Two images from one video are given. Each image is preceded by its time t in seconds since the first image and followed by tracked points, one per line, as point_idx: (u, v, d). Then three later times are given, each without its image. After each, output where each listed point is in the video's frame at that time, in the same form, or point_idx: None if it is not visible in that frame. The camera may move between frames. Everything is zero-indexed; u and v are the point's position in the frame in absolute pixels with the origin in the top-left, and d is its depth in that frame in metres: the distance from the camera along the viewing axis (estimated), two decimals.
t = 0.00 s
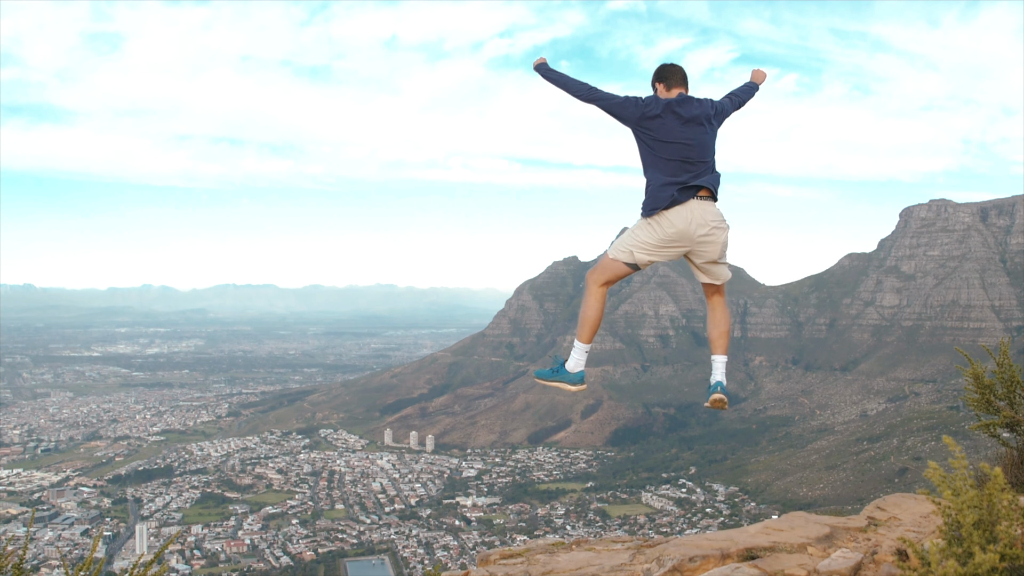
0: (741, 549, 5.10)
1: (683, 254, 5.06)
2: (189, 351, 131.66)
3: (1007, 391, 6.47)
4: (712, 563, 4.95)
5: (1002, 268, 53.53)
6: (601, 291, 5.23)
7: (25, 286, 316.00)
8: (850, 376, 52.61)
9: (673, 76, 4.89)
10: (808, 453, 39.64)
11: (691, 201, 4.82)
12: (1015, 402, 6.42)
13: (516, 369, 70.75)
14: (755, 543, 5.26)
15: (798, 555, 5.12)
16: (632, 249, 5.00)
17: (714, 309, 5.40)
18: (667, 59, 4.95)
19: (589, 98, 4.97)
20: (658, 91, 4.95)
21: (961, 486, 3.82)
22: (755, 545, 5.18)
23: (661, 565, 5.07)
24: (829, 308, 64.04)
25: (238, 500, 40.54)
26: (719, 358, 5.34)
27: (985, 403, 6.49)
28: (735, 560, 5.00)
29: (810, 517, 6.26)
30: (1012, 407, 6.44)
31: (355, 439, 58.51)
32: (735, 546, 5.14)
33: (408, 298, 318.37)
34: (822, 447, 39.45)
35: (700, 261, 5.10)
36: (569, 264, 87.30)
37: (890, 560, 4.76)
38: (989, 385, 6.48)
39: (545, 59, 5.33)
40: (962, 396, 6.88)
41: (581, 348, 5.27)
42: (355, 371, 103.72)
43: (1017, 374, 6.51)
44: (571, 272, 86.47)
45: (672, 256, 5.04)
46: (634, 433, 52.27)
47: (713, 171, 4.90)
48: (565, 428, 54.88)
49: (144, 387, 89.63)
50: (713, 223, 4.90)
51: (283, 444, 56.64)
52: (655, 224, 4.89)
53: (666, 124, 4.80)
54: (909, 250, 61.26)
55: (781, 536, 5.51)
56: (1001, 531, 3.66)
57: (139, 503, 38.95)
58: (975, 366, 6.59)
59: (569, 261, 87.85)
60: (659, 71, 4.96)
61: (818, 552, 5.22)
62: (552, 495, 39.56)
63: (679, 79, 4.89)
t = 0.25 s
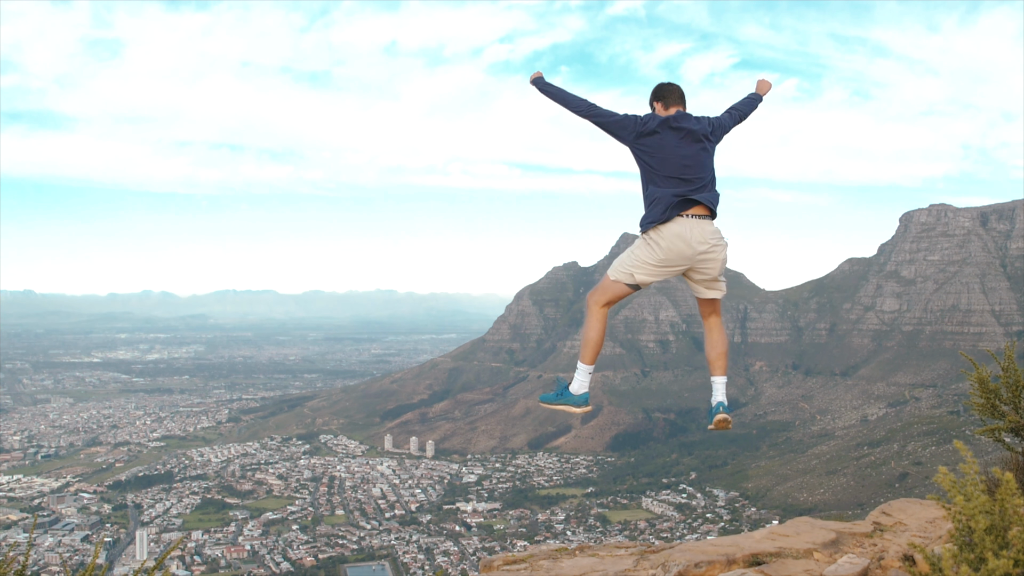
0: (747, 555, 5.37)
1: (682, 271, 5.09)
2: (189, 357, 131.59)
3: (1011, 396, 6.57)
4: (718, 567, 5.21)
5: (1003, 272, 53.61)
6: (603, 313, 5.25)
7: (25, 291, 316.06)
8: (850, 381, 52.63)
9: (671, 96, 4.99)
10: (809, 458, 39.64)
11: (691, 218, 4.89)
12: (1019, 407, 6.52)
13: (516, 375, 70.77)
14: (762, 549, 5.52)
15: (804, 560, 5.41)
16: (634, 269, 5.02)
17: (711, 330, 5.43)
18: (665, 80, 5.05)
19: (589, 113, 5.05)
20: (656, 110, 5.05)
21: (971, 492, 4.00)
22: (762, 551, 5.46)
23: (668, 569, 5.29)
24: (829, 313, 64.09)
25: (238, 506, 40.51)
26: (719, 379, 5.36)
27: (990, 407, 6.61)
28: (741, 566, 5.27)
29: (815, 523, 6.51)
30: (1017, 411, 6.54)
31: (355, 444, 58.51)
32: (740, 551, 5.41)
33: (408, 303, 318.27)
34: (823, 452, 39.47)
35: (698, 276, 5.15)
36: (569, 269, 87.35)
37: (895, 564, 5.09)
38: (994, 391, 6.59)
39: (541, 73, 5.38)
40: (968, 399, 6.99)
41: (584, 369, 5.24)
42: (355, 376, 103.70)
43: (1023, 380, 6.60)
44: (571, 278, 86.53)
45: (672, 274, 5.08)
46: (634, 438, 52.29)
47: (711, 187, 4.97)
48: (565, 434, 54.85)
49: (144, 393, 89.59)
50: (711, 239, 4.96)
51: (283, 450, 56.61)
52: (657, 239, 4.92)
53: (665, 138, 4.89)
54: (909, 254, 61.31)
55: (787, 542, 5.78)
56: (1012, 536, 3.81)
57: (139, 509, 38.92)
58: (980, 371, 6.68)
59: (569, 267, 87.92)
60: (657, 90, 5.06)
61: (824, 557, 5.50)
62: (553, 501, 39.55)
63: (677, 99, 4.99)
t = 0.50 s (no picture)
0: (753, 559, 5.52)
1: (681, 291, 5.16)
2: (189, 362, 131.55)
3: (1016, 399, 6.68)
4: (724, 571, 5.38)
5: (1003, 275, 53.69)
6: (606, 336, 5.30)
7: (25, 296, 316.13)
8: (851, 384, 52.66)
9: (669, 116, 5.14)
10: (809, 462, 39.67)
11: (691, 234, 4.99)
12: None
13: (516, 379, 70.80)
14: (768, 553, 5.67)
15: (811, 563, 5.56)
16: (635, 290, 5.09)
17: (708, 349, 5.47)
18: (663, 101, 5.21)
19: (589, 131, 5.16)
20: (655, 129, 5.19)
21: (981, 492, 4.12)
22: (767, 555, 5.61)
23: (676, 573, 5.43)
24: (829, 316, 64.15)
25: (239, 510, 40.53)
26: (717, 399, 5.40)
27: (995, 410, 6.72)
28: (746, 570, 5.43)
29: (821, 526, 6.66)
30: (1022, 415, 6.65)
31: (356, 449, 58.54)
32: (746, 555, 5.56)
33: (408, 307, 318.25)
34: (824, 455, 39.49)
35: (697, 295, 5.21)
36: (569, 272, 87.39)
37: (902, 568, 5.27)
38: (999, 394, 6.69)
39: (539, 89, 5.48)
40: (973, 401, 7.10)
41: (589, 392, 5.26)
42: (356, 380, 103.69)
43: None
44: (571, 281, 86.54)
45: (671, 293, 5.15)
46: (635, 442, 52.32)
47: (710, 205, 5.08)
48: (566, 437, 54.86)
49: (145, 398, 89.57)
50: (711, 258, 5.05)
51: (284, 454, 56.62)
52: (657, 257, 4.99)
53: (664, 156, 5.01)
54: (909, 257, 61.42)
55: (794, 545, 5.92)
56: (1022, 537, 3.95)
57: (140, 514, 38.93)
58: (984, 374, 6.78)
59: (569, 270, 87.97)
60: (656, 110, 5.20)
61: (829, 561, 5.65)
62: (553, 504, 39.57)
63: (675, 119, 5.14)
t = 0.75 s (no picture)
0: (759, 561, 5.68)
1: (680, 310, 5.21)
2: (190, 365, 131.57)
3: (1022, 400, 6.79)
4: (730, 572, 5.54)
5: (1004, 277, 53.83)
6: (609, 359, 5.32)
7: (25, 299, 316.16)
8: (851, 386, 52.71)
9: (668, 135, 5.27)
10: (810, 464, 39.70)
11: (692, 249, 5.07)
12: None
13: (517, 381, 70.84)
14: (774, 554, 5.83)
15: (817, 565, 5.72)
16: (635, 310, 5.11)
17: (704, 369, 5.48)
18: (663, 121, 5.34)
19: (591, 149, 5.27)
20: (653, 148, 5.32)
21: (993, 494, 4.22)
22: (774, 557, 5.77)
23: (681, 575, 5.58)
24: (830, 318, 64.21)
25: (240, 513, 40.57)
26: (713, 419, 5.36)
27: (1001, 411, 6.84)
28: (751, 572, 5.60)
29: (828, 527, 6.80)
30: None
31: (357, 451, 58.56)
32: (752, 557, 5.72)
33: (409, 310, 318.32)
34: (824, 457, 39.53)
35: (696, 313, 5.26)
36: (570, 275, 87.46)
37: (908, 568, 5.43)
38: (1005, 395, 6.80)
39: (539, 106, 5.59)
40: (979, 402, 7.22)
41: (593, 415, 5.24)
42: (356, 384, 103.70)
43: None
44: (572, 284, 86.56)
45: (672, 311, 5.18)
46: (636, 444, 52.34)
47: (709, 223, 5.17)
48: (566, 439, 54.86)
49: (146, 401, 89.61)
50: (711, 276, 5.11)
51: (285, 457, 56.65)
52: (657, 275, 5.06)
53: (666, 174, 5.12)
54: (910, 259, 61.48)
55: (800, 547, 6.08)
56: None
57: (141, 517, 38.98)
58: (990, 375, 6.90)
59: (570, 273, 87.99)
60: (655, 130, 5.34)
61: (836, 562, 5.80)
62: (554, 507, 39.58)
63: (674, 138, 5.27)
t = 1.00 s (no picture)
0: (766, 561, 5.79)
1: (679, 329, 5.25)
2: (190, 366, 131.66)
3: None
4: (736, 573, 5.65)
5: (1005, 277, 53.81)
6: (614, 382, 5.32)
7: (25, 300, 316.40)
8: (852, 387, 52.71)
9: (667, 155, 5.31)
10: (811, 464, 39.71)
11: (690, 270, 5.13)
12: None
13: (518, 382, 70.86)
14: (780, 555, 5.95)
15: (824, 566, 5.84)
16: (637, 331, 5.12)
17: (699, 391, 5.48)
18: (661, 140, 5.39)
19: (591, 168, 5.30)
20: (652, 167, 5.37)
21: (1005, 495, 4.33)
22: (780, 557, 5.89)
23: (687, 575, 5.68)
24: (830, 318, 64.20)
25: (241, 514, 40.60)
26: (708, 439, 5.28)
27: (1007, 410, 6.89)
28: (758, 572, 5.71)
29: (834, 528, 6.92)
30: None
31: (358, 453, 58.59)
32: (759, 558, 5.83)
33: (409, 311, 318.39)
34: (825, 457, 39.54)
35: (694, 333, 5.30)
36: (570, 276, 87.49)
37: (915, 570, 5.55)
38: (1010, 394, 6.88)
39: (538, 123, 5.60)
40: (985, 402, 7.30)
41: (598, 440, 5.19)
42: (356, 385, 103.72)
43: None
44: (572, 284, 86.57)
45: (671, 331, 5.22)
46: (637, 445, 52.36)
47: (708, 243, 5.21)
48: (567, 440, 54.87)
49: (146, 402, 89.67)
50: (709, 296, 5.16)
51: (286, 458, 56.69)
52: (657, 294, 5.10)
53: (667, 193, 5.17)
54: (911, 259, 61.43)
55: (806, 547, 6.20)
56: None
57: (142, 518, 39.01)
58: (996, 374, 6.98)
59: (570, 274, 88.02)
60: (654, 149, 5.38)
61: (843, 563, 5.92)
62: (555, 508, 39.59)
63: (673, 158, 5.31)
